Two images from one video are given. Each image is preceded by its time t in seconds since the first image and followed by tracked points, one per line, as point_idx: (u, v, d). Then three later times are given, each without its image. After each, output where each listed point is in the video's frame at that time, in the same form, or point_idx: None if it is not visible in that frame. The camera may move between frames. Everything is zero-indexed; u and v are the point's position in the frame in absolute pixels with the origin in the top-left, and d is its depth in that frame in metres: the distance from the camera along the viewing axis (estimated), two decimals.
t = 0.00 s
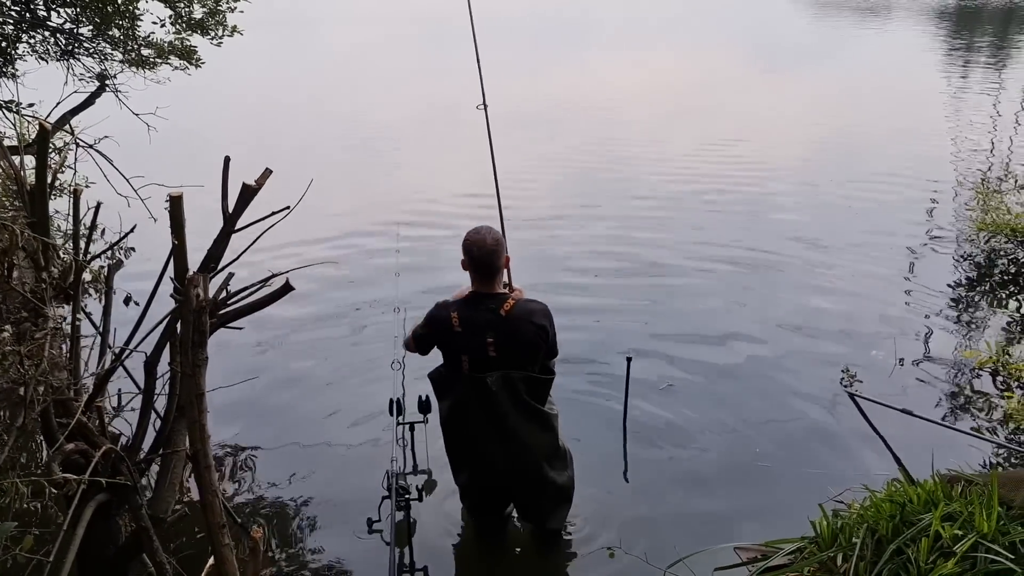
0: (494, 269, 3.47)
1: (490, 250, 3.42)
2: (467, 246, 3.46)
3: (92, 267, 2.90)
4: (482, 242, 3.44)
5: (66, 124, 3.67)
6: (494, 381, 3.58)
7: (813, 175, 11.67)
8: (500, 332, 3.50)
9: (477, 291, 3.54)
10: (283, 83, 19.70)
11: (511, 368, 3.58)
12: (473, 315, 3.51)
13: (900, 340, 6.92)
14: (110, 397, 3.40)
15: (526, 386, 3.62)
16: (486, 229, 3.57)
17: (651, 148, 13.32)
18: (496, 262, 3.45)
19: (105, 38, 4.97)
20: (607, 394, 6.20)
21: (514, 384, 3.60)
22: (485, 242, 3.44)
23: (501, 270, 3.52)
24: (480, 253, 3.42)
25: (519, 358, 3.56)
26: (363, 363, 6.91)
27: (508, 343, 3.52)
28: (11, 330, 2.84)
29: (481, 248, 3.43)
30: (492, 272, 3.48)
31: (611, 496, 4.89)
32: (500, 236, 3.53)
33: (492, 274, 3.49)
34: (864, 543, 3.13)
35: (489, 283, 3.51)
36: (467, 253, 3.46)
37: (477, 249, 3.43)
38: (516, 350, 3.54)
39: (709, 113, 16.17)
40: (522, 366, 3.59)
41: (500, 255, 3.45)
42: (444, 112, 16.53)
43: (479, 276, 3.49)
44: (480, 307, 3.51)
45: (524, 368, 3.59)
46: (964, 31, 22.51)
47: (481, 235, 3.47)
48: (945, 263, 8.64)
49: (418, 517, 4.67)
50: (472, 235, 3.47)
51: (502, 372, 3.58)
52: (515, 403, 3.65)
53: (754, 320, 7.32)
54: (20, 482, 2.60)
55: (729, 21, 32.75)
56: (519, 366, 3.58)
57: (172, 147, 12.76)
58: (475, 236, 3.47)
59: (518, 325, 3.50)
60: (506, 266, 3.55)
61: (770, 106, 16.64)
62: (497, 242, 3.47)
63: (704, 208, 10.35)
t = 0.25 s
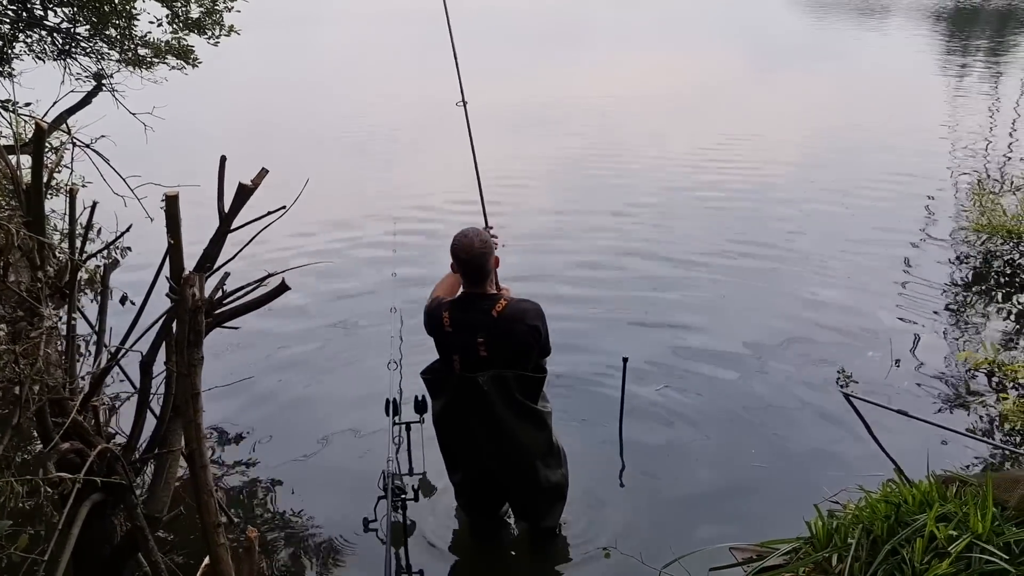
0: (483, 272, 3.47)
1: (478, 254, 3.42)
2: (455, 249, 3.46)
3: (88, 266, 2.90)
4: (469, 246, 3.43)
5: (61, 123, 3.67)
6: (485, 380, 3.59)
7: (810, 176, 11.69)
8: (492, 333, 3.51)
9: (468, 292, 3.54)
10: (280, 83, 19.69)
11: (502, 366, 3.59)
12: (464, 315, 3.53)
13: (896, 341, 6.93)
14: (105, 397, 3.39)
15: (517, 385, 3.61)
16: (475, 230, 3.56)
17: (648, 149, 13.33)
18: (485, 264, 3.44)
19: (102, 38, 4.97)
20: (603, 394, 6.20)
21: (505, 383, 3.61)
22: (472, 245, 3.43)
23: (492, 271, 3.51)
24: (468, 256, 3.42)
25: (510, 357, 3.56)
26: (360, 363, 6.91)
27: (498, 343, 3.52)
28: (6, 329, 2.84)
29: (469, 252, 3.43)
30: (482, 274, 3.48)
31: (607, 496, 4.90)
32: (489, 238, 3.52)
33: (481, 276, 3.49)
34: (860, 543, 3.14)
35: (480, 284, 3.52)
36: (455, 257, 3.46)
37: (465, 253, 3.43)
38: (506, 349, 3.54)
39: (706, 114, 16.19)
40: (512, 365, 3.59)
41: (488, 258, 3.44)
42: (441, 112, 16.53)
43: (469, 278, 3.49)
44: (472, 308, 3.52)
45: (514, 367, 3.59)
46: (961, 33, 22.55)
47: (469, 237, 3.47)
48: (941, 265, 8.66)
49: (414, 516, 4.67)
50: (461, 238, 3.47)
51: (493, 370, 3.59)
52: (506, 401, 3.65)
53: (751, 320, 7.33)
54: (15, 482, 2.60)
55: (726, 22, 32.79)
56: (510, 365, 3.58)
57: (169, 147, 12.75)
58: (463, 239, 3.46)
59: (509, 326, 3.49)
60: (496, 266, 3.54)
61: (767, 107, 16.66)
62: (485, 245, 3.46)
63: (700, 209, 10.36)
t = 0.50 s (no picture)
0: (479, 275, 3.47)
1: (473, 258, 3.41)
2: (450, 252, 3.46)
3: (85, 267, 2.89)
4: (464, 250, 3.42)
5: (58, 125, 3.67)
6: (481, 381, 3.59)
7: (809, 178, 11.69)
8: (488, 335, 3.51)
9: (464, 295, 3.54)
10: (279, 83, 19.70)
11: (498, 368, 3.59)
12: (460, 318, 3.53)
13: (895, 342, 6.93)
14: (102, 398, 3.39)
15: (513, 387, 3.61)
16: (471, 233, 3.55)
17: (647, 150, 13.33)
18: (480, 268, 3.43)
19: (101, 38, 4.97)
20: (601, 395, 6.20)
21: (501, 385, 3.60)
22: (467, 250, 3.42)
23: (488, 273, 3.50)
24: (463, 260, 3.42)
25: (506, 358, 3.56)
26: (358, 364, 6.91)
27: (494, 345, 3.52)
28: (3, 330, 2.83)
29: (464, 255, 3.42)
30: (478, 277, 3.47)
31: (604, 497, 4.89)
32: (484, 241, 3.51)
33: (477, 280, 3.48)
34: (858, 545, 3.13)
35: (477, 287, 3.51)
36: (450, 260, 3.46)
37: (461, 256, 3.42)
38: (502, 351, 3.54)
39: (705, 115, 16.20)
40: (508, 366, 3.59)
41: (483, 262, 3.43)
42: (440, 113, 16.53)
43: (465, 281, 3.49)
44: (467, 311, 3.51)
45: (510, 369, 3.59)
46: (960, 35, 22.56)
47: (464, 241, 3.46)
48: (940, 266, 8.66)
49: (412, 518, 4.67)
50: (456, 241, 3.46)
51: (489, 371, 3.59)
52: (502, 403, 3.65)
53: (750, 322, 7.33)
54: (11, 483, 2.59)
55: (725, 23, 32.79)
56: (506, 367, 3.58)
57: (167, 147, 12.75)
58: (458, 242, 3.45)
59: (506, 329, 3.49)
60: (492, 269, 3.53)
61: (766, 108, 16.67)
62: (481, 249, 3.45)
63: (699, 210, 10.37)
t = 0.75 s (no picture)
0: (473, 278, 3.46)
1: (466, 261, 3.40)
2: (443, 255, 3.45)
3: (80, 269, 2.89)
4: (458, 252, 3.41)
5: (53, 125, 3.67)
6: (477, 384, 3.59)
7: (808, 178, 11.70)
8: (483, 338, 3.52)
9: (459, 297, 3.53)
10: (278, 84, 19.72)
11: (494, 370, 3.59)
12: (455, 320, 3.54)
13: (893, 343, 6.92)
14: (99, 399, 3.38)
15: (509, 389, 3.61)
16: (465, 234, 3.53)
17: (646, 151, 13.34)
18: (474, 271, 3.42)
19: (98, 38, 4.96)
20: (599, 396, 6.19)
21: (497, 387, 3.60)
22: (461, 251, 3.41)
23: (482, 275, 3.50)
24: (456, 262, 3.40)
25: (501, 361, 3.57)
26: (356, 365, 6.91)
27: (490, 348, 3.53)
28: None
29: (458, 257, 3.41)
30: (472, 280, 3.46)
31: (602, 497, 4.89)
32: (478, 242, 3.49)
33: (471, 282, 3.48)
34: (856, 546, 3.12)
35: (472, 289, 3.51)
36: (444, 263, 3.44)
37: (454, 258, 3.41)
38: (498, 353, 3.54)
39: (704, 116, 16.21)
40: (504, 369, 3.59)
41: (477, 264, 3.42)
42: (439, 114, 16.55)
43: (460, 284, 3.49)
44: (463, 314, 3.52)
45: (505, 371, 3.59)
46: (959, 36, 22.57)
47: (457, 243, 3.44)
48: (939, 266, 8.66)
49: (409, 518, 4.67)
50: (449, 244, 3.44)
51: (485, 374, 3.59)
52: (498, 405, 3.64)
53: (748, 322, 7.33)
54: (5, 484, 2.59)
55: (724, 23, 32.80)
56: (502, 368, 3.58)
57: (166, 148, 12.76)
58: (452, 244, 3.44)
59: (501, 332, 3.49)
60: (486, 270, 3.52)
61: (765, 108, 16.67)
62: (474, 251, 3.43)
63: (698, 211, 10.37)
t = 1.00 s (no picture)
0: (469, 278, 3.46)
1: (462, 260, 3.39)
2: (438, 255, 3.44)
3: (77, 270, 2.89)
4: (454, 252, 3.40)
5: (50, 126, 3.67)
6: (473, 386, 3.59)
7: (806, 177, 11.70)
8: (479, 340, 3.53)
9: (456, 298, 3.53)
10: (277, 85, 19.73)
11: (490, 372, 3.60)
12: (452, 322, 3.53)
13: (892, 342, 6.92)
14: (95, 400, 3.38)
15: (505, 391, 3.62)
16: (459, 235, 3.53)
17: (645, 151, 13.34)
18: (470, 271, 3.42)
19: (96, 40, 4.95)
20: (597, 396, 6.19)
21: (493, 388, 3.61)
22: (457, 250, 3.41)
23: (478, 275, 3.50)
24: (452, 262, 3.40)
25: (498, 363, 3.57)
26: (354, 366, 6.91)
27: (486, 349, 3.54)
28: None
29: (453, 257, 3.40)
30: (469, 280, 3.46)
31: (601, 497, 4.89)
32: (472, 243, 3.50)
33: (467, 282, 3.47)
34: (854, 545, 3.12)
35: (468, 290, 3.50)
36: (439, 263, 3.44)
37: (450, 258, 3.41)
38: (494, 355, 3.55)
39: (703, 116, 16.21)
40: (500, 371, 3.59)
41: (472, 264, 3.41)
42: (438, 114, 16.55)
43: (456, 285, 3.48)
44: (459, 316, 3.52)
45: (502, 373, 3.60)
46: (958, 35, 22.58)
47: (452, 243, 3.44)
48: (938, 266, 8.66)
49: (407, 519, 4.67)
50: (444, 244, 3.44)
51: (482, 376, 3.59)
52: (495, 407, 3.65)
53: (747, 322, 7.33)
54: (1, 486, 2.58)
55: (723, 23, 32.80)
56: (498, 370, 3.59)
57: (164, 149, 12.76)
58: (447, 244, 3.44)
59: (498, 333, 3.50)
60: (482, 270, 3.52)
61: (764, 108, 16.68)
62: (469, 251, 3.43)
63: (697, 211, 10.38)
